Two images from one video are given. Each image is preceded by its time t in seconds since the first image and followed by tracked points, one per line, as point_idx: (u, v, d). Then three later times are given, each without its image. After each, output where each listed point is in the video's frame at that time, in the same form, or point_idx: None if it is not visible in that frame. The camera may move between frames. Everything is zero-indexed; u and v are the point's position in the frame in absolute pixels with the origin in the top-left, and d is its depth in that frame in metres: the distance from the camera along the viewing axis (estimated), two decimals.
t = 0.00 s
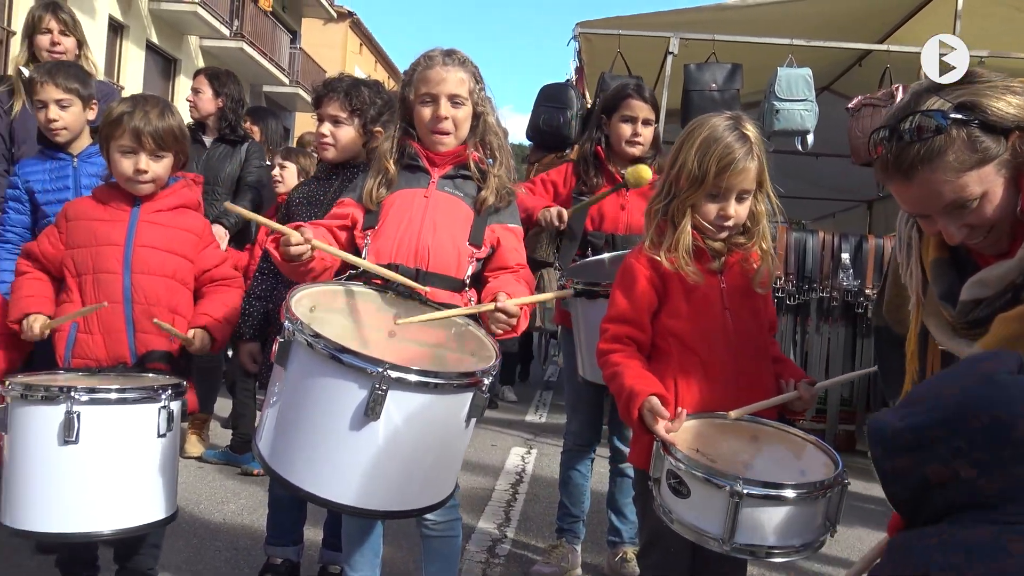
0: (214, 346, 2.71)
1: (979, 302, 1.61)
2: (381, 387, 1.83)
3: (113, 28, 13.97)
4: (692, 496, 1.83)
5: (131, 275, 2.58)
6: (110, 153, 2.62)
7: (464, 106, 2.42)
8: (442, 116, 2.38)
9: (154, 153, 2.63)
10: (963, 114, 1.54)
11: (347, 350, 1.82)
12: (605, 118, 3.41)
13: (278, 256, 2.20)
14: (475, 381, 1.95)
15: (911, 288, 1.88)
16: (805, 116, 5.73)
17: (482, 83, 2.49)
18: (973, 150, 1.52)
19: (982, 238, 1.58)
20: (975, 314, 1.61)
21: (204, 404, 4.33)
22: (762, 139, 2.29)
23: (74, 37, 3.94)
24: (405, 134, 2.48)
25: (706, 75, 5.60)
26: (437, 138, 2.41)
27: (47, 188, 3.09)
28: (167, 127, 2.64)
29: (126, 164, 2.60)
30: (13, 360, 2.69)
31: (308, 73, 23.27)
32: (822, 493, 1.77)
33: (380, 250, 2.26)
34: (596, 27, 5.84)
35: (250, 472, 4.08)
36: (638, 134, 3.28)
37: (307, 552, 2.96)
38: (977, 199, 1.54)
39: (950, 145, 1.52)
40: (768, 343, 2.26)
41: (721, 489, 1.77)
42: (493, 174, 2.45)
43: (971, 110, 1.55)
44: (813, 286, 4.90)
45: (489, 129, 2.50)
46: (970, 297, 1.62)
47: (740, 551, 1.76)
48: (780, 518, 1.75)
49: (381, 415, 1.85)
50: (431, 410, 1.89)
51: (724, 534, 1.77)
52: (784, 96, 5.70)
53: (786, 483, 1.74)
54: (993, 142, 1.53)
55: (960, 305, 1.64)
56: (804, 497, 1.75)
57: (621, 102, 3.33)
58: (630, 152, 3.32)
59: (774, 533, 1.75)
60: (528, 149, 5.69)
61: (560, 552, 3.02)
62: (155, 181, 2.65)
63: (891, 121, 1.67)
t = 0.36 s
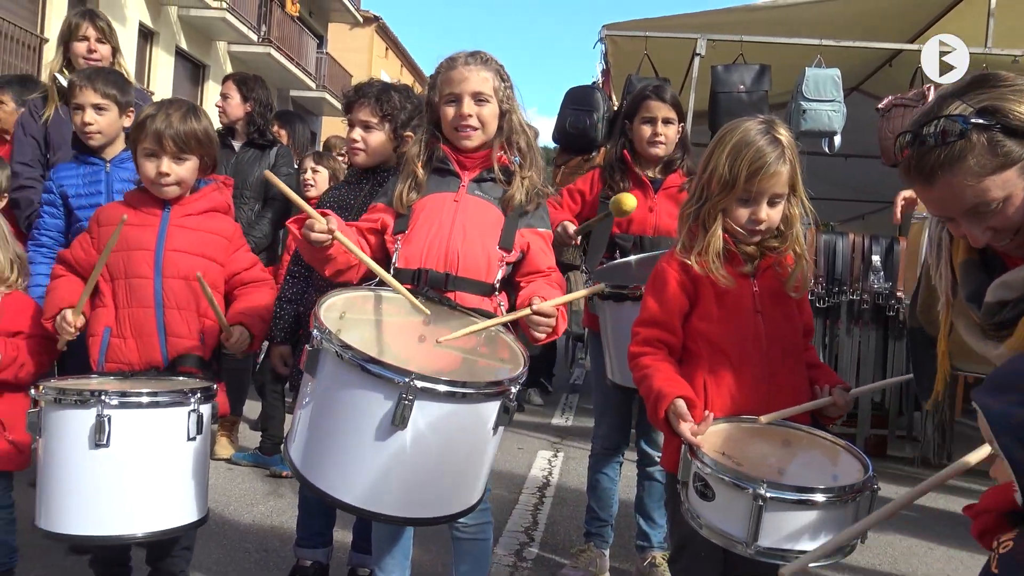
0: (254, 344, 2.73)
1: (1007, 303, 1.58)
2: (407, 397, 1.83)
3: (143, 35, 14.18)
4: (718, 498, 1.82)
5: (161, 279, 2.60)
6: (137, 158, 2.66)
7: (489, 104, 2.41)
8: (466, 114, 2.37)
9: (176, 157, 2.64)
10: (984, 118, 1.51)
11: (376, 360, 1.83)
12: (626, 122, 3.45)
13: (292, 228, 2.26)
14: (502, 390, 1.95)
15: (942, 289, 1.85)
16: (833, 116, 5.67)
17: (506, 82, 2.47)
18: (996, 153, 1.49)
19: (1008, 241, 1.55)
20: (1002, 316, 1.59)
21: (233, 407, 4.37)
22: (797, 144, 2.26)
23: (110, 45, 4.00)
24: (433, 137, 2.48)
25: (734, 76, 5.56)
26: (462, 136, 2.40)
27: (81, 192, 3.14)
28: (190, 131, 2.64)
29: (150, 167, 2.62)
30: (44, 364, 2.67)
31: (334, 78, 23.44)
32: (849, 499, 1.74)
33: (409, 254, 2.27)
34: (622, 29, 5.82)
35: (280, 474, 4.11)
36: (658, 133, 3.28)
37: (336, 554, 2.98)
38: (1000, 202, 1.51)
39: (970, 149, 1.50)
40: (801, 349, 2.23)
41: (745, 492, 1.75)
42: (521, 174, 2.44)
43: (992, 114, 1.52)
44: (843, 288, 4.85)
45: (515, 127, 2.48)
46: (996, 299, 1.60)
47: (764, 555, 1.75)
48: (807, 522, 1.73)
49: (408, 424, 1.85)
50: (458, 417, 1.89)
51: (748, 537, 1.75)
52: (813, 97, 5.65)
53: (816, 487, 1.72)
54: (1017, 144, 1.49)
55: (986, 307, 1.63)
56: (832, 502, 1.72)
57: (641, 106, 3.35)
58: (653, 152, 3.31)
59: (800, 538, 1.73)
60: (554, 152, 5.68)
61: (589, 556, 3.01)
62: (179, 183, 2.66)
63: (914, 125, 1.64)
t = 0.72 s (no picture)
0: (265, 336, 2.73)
1: None
2: (436, 404, 1.83)
3: (169, 42, 14.38)
4: (747, 507, 1.81)
5: (186, 285, 2.63)
6: (161, 165, 2.69)
7: (510, 111, 2.41)
8: (487, 122, 2.37)
9: (200, 163, 2.66)
10: (998, 102, 1.71)
11: (402, 366, 1.83)
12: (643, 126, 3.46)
13: (317, 198, 2.17)
14: (530, 396, 1.95)
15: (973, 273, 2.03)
16: (859, 119, 5.61)
17: (529, 88, 2.47)
18: (1000, 136, 1.68)
19: (1009, 227, 1.74)
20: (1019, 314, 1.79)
21: (259, 411, 4.40)
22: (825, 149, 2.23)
23: (139, 54, 4.05)
24: (456, 144, 2.49)
25: (758, 79, 5.54)
26: (486, 145, 2.41)
27: (111, 198, 3.18)
28: (213, 138, 2.66)
29: (174, 175, 2.65)
30: (74, 373, 2.69)
31: (357, 83, 23.58)
32: (880, 507, 1.72)
33: (433, 259, 2.26)
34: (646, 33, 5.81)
35: (305, 478, 4.14)
36: (676, 135, 3.28)
37: (361, 559, 2.99)
38: (1001, 185, 1.70)
39: (976, 129, 1.71)
40: (831, 356, 2.22)
41: (774, 501, 1.74)
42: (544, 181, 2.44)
43: (1007, 100, 1.71)
44: (870, 291, 4.80)
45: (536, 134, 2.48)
46: (1018, 300, 1.78)
47: (795, 565, 1.73)
48: (837, 531, 1.71)
49: (436, 431, 1.85)
50: (485, 425, 1.89)
51: (778, 546, 1.74)
52: (838, 99, 5.61)
53: (848, 497, 1.70)
54: None
55: (1006, 304, 1.82)
56: (864, 511, 1.70)
57: (657, 108, 3.37)
58: (671, 153, 3.30)
59: (830, 548, 1.71)
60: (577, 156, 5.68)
61: (613, 562, 3.00)
62: (201, 191, 2.69)
63: (938, 104, 1.86)
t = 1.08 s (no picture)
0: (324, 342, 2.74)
1: None
2: (490, 424, 1.84)
3: (233, 56, 14.77)
4: (812, 516, 1.79)
5: (244, 302, 2.70)
6: (217, 184, 2.76)
7: (557, 129, 2.43)
8: (533, 140, 2.39)
9: (253, 183, 2.73)
10: None
11: (453, 386, 1.86)
12: (694, 137, 3.40)
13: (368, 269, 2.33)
14: (583, 415, 1.95)
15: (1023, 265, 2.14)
16: (925, 121, 5.44)
17: (575, 105, 2.48)
18: None
19: None
20: None
21: (319, 420, 4.48)
22: (891, 161, 2.17)
23: (201, 74, 4.16)
24: (503, 160, 2.51)
25: (817, 83, 5.44)
26: (532, 162, 2.42)
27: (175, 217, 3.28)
28: (264, 157, 2.73)
29: (229, 194, 2.72)
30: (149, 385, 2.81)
31: (415, 92, 23.84)
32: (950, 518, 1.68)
33: (483, 277, 2.30)
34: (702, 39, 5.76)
35: (364, 487, 4.20)
36: (726, 147, 3.25)
37: (418, 569, 3.02)
38: None
39: None
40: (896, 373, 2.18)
41: (841, 508, 1.72)
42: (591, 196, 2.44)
43: None
44: (937, 298, 4.65)
45: (584, 150, 2.48)
46: None
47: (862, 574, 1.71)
48: (906, 540, 1.68)
49: (490, 452, 1.86)
50: (539, 443, 1.90)
51: (845, 555, 1.72)
52: (902, 102, 5.47)
53: (914, 504, 1.68)
54: None
55: None
56: (932, 519, 1.67)
57: (709, 119, 3.33)
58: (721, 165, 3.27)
59: (897, 557, 1.69)
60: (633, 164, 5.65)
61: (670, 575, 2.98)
62: (256, 210, 2.75)
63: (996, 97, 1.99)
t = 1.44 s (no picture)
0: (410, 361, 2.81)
1: None
2: (575, 418, 1.84)
3: (317, 64, 15.16)
4: (933, 516, 1.72)
5: (330, 301, 2.77)
6: (303, 188, 2.83)
7: (639, 128, 2.40)
8: (617, 140, 2.38)
9: (338, 187, 2.79)
10: None
11: (537, 379, 1.86)
12: (803, 134, 3.21)
13: (451, 197, 2.28)
14: (668, 410, 1.93)
15: None
16: None
17: (658, 102, 2.45)
18: None
19: None
20: None
21: (403, 418, 4.56)
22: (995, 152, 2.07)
23: (295, 84, 4.27)
24: (586, 159, 2.50)
25: (909, 74, 5.25)
26: (614, 162, 2.41)
27: (265, 220, 3.39)
28: (349, 161, 2.78)
29: (315, 198, 2.79)
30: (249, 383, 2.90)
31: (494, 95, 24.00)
32: None
33: (567, 273, 2.30)
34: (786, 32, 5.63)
35: (447, 484, 4.25)
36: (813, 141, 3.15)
37: (500, 566, 3.04)
38: None
39: None
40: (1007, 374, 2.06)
41: (967, 508, 1.66)
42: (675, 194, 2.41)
43: None
44: None
45: (667, 148, 2.45)
46: None
47: None
48: None
49: (575, 445, 1.86)
50: (625, 437, 1.89)
51: (973, 557, 1.66)
52: (1001, 92, 5.23)
53: None
54: None
55: None
56: None
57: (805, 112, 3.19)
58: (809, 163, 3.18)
59: None
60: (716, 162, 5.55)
61: None
62: (341, 213, 2.82)
63: None
